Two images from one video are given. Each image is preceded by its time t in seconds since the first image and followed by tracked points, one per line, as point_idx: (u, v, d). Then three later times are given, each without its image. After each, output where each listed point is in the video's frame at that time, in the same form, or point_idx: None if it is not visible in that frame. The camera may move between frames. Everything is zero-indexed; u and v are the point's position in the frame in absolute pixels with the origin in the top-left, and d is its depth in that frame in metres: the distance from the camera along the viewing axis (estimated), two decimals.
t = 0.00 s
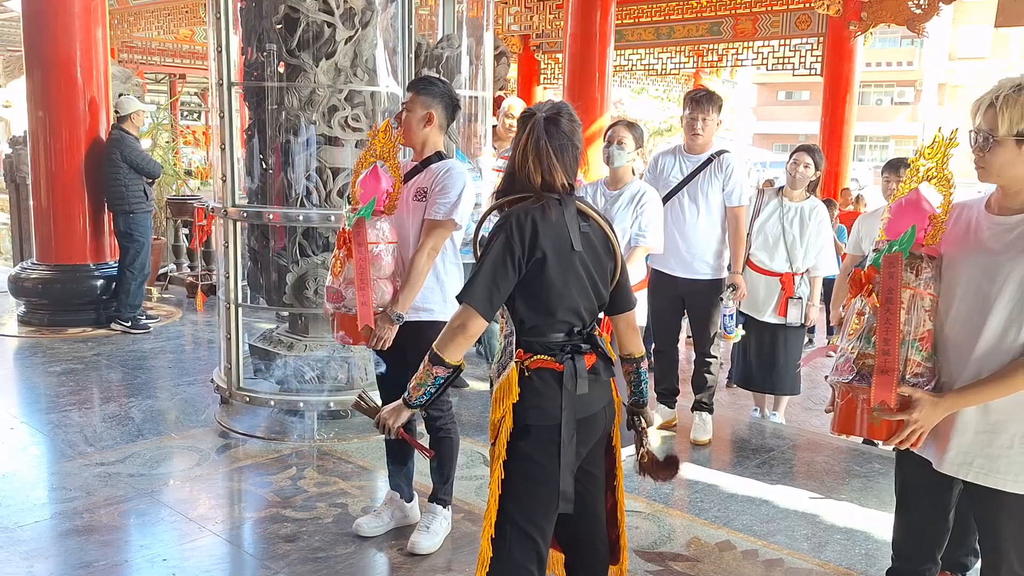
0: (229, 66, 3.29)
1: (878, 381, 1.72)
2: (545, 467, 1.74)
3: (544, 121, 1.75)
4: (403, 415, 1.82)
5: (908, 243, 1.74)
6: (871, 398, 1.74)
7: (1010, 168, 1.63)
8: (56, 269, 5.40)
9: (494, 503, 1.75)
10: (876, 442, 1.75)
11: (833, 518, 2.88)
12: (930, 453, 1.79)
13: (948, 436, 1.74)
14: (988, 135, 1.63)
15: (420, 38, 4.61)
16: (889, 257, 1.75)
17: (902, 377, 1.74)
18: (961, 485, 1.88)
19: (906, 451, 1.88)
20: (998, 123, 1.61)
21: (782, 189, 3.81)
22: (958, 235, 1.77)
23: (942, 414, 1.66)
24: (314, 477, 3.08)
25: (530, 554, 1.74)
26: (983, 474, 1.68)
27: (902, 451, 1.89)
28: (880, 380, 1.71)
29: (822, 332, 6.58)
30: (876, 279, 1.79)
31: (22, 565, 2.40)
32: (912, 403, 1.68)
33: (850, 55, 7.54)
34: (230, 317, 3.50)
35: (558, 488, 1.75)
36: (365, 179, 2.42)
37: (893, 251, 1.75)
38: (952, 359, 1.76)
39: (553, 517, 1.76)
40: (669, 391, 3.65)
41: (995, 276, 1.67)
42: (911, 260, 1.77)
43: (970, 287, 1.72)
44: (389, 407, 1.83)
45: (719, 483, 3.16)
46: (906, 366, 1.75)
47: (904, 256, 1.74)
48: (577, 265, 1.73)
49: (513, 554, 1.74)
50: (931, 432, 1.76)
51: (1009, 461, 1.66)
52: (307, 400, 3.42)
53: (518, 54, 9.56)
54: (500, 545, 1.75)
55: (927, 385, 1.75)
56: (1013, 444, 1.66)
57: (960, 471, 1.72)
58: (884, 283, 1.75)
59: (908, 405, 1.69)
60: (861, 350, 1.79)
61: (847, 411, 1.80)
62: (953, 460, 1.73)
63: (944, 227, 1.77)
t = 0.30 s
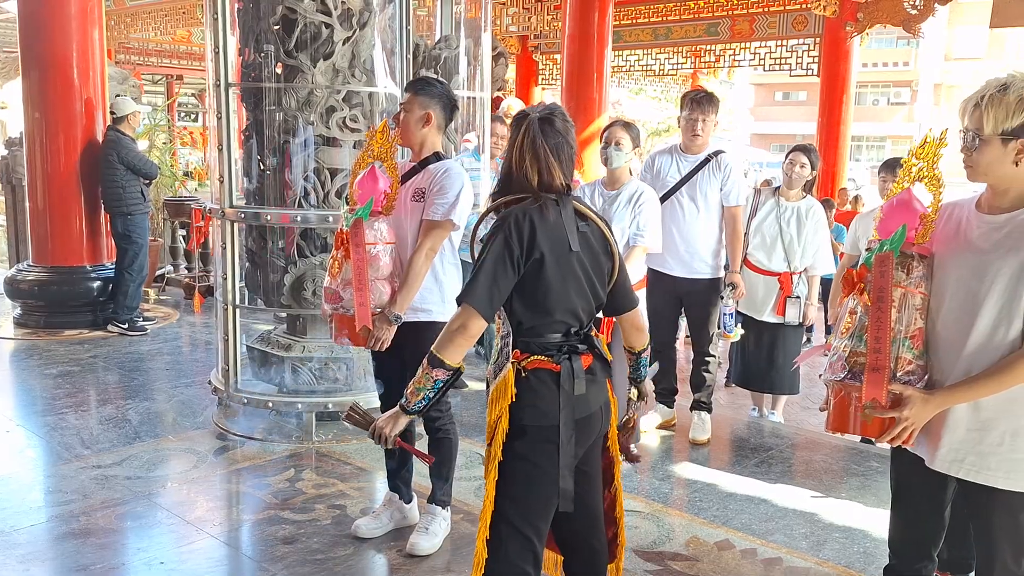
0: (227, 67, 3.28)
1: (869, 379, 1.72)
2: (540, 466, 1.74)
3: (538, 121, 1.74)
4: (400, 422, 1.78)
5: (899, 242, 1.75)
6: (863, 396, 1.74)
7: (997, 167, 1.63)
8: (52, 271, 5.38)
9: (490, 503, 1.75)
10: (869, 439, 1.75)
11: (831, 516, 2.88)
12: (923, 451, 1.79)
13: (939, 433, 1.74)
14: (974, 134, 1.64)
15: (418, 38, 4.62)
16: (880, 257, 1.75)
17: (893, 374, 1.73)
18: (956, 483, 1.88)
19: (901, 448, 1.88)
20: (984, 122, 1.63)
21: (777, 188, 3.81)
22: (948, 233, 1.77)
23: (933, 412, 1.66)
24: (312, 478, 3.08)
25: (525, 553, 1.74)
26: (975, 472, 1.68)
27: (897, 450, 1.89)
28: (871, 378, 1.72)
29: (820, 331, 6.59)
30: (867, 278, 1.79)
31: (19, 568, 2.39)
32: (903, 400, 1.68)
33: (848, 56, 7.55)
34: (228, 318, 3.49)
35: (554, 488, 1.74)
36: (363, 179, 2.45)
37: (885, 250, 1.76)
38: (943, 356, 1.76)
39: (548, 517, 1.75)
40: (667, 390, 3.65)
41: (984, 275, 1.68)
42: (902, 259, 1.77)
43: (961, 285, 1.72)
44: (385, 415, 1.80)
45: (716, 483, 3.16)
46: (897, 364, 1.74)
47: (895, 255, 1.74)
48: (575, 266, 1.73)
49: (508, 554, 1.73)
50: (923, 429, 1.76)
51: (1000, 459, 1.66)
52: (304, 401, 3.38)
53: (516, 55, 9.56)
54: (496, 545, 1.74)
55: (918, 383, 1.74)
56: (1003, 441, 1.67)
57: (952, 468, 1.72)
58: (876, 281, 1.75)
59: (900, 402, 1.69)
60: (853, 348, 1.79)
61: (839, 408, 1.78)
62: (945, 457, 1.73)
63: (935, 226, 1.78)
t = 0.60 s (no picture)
0: (220, 67, 3.28)
1: (860, 381, 1.74)
2: (532, 467, 1.74)
3: (527, 121, 1.74)
4: (392, 423, 1.78)
5: (886, 243, 1.78)
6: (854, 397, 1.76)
7: (983, 167, 1.64)
8: (44, 272, 5.36)
9: (482, 504, 1.75)
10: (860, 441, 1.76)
11: (824, 516, 2.88)
12: (912, 451, 1.80)
13: (929, 433, 1.75)
14: (960, 134, 1.66)
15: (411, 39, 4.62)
16: (868, 257, 1.78)
17: (882, 376, 1.75)
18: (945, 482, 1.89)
19: (890, 448, 1.89)
20: (970, 122, 1.64)
21: (772, 190, 3.84)
22: (936, 234, 1.77)
23: (923, 412, 1.66)
24: (305, 479, 3.07)
25: (516, 555, 1.73)
26: (963, 471, 1.69)
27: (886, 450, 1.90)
28: (861, 380, 1.73)
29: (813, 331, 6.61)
30: (855, 279, 1.82)
31: (10, 569, 2.38)
32: (893, 401, 1.69)
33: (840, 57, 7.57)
34: (221, 318, 3.49)
35: (546, 489, 1.75)
36: (357, 180, 2.44)
37: (872, 251, 1.79)
38: (932, 357, 1.76)
39: (539, 518, 1.76)
40: (660, 391, 3.66)
41: (972, 275, 1.68)
42: (889, 261, 1.78)
43: (949, 285, 1.73)
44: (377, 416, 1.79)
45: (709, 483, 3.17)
46: (886, 365, 1.76)
47: (882, 256, 1.77)
48: (567, 266, 1.73)
49: (501, 556, 1.73)
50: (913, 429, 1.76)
51: (989, 458, 1.67)
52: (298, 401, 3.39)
53: (509, 55, 9.56)
54: (488, 546, 1.74)
55: (907, 383, 1.75)
56: (992, 440, 1.68)
57: (941, 468, 1.72)
58: (864, 283, 1.78)
59: (890, 403, 1.70)
60: (842, 350, 1.82)
61: (829, 410, 1.81)
62: (934, 457, 1.73)
63: (920, 228, 1.79)
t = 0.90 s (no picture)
0: (218, 68, 3.28)
1: (854, 389, 1.74)
2: (533, 466, 1.74)
3: (528, 121, 1.75)
4: (401, 430, 1.73)
5: (872, 249, 1.79)
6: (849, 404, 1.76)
7: (962, 161, 1.69)
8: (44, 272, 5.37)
9: (484, 504, 1.75)
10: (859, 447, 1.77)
11: (823, 517, 2.89)
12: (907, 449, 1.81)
13: (923, 432, 1.76)
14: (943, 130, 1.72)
15: (409, 39, 4.64)
16: (856, 263, 1.79)
17: (876, 382, 1.75)
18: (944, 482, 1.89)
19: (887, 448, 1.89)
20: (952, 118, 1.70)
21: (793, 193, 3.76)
22: (933, 237, 1.78)
23: (917, 418, 1.67)
24: (304, 479, 3.07)
25: (517, 554, 1.74)
26: (957, 469, 1.70)
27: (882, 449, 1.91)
28: (855, 388, 1.74)
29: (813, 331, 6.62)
30: (845, 285, 1.82)
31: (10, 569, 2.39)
32: (887, 408, 1.69)
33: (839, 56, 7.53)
34: (221, 319, 3.50)
35: (546, 489, 1.75)
36: (357, 180, 2.41)
37: (861, 256, 1.80)
38: (926, 356, 1.77)
39: (540, 518, 1.76)
40: (659, 391, 3.66)
41: (965, 276, 1.69)
42: (879, 264, 1.79)
43: (942, 285, 1.73)
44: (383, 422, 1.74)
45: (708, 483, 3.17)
46: (880, 371, 1.76)
47: (870, 263, 1.78)
48: (570, 267, 1.74)
49: (501, 557, 1.73)
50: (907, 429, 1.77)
51: (982, 456, 1.68)
52: (297, 401, 3.40)
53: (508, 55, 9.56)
54: (488, 547, 1.74)
55: (901, 389, 1.76)
56: (985, 438, 1.68)
57: (935, 466, 1.73)
58: (854, 289, 1.78)
59: (884, 410, 1.70)
60: (836, 358, 1.82)
61: (828, 417, 1.81)
62: (928, 455, 1.74)
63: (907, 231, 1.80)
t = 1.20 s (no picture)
0: (221, 68, 3.30)
1: (857, 406, 1.71)
2: (539, 466, 1.75)
3: (539, 123, 1.72)
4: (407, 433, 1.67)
5: (870, 262, 1.77)
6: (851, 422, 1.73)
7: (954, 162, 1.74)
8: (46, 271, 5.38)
9: (487, 505, 1.74)
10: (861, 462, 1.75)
11: (823, 519, 2.89)
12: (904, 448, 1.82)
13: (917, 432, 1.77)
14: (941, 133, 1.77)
15: (411, 40, 4.65)
16: (852, 278, 1.78)
17: (879, 400, 1.74)
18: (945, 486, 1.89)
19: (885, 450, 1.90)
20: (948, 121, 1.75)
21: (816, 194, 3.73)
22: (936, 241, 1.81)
23: (921, 433, 1.66)
24: (304, 479, 3.08)
25: (519, 556, 1.74)
26: (950, 467, 1.71)
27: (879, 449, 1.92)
28: (858, 406, 1.71)
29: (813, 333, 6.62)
30: (843, 300, 1.80)
31: (11, 566, 2.39)
32: (891, 424, 1.68)
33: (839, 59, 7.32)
34: (222, 318, 3.51)
35: (550, 489, 1.75)
36: (359, 180, 2.41)
37: (856, 271, 1.78)
38: (925, 356, 1.79)
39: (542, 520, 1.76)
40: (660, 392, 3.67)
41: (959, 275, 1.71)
42: (876, 279, 1.79)
43: (941, 285, 1.76)
44: (388, 425, 1.68)
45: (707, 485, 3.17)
46: (884, 389, 1.75)
47: (868, 276, 1.77)
48: (576, 267, 1.75)
49: (503, 558, 1.73)
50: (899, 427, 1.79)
51: (976, 453, 1.69)
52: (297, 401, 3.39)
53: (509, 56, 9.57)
54: (491, 548, 1.74)
55: (904, 405, 1.75)
56: (978, 436, 1.70)
57: (927, 463, 1.74)
58: (853, 305, 1.76)
59: (888, 426, 1.69)
60: (840, 373, 1.79)
61: (832, 433, 1.78)
62: (921, 453, 1.76)
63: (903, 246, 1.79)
